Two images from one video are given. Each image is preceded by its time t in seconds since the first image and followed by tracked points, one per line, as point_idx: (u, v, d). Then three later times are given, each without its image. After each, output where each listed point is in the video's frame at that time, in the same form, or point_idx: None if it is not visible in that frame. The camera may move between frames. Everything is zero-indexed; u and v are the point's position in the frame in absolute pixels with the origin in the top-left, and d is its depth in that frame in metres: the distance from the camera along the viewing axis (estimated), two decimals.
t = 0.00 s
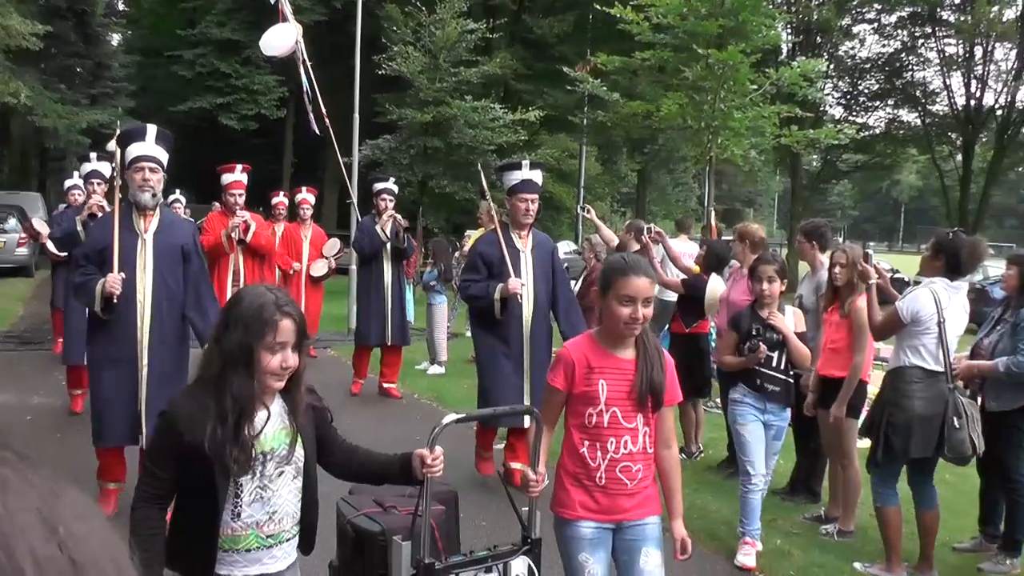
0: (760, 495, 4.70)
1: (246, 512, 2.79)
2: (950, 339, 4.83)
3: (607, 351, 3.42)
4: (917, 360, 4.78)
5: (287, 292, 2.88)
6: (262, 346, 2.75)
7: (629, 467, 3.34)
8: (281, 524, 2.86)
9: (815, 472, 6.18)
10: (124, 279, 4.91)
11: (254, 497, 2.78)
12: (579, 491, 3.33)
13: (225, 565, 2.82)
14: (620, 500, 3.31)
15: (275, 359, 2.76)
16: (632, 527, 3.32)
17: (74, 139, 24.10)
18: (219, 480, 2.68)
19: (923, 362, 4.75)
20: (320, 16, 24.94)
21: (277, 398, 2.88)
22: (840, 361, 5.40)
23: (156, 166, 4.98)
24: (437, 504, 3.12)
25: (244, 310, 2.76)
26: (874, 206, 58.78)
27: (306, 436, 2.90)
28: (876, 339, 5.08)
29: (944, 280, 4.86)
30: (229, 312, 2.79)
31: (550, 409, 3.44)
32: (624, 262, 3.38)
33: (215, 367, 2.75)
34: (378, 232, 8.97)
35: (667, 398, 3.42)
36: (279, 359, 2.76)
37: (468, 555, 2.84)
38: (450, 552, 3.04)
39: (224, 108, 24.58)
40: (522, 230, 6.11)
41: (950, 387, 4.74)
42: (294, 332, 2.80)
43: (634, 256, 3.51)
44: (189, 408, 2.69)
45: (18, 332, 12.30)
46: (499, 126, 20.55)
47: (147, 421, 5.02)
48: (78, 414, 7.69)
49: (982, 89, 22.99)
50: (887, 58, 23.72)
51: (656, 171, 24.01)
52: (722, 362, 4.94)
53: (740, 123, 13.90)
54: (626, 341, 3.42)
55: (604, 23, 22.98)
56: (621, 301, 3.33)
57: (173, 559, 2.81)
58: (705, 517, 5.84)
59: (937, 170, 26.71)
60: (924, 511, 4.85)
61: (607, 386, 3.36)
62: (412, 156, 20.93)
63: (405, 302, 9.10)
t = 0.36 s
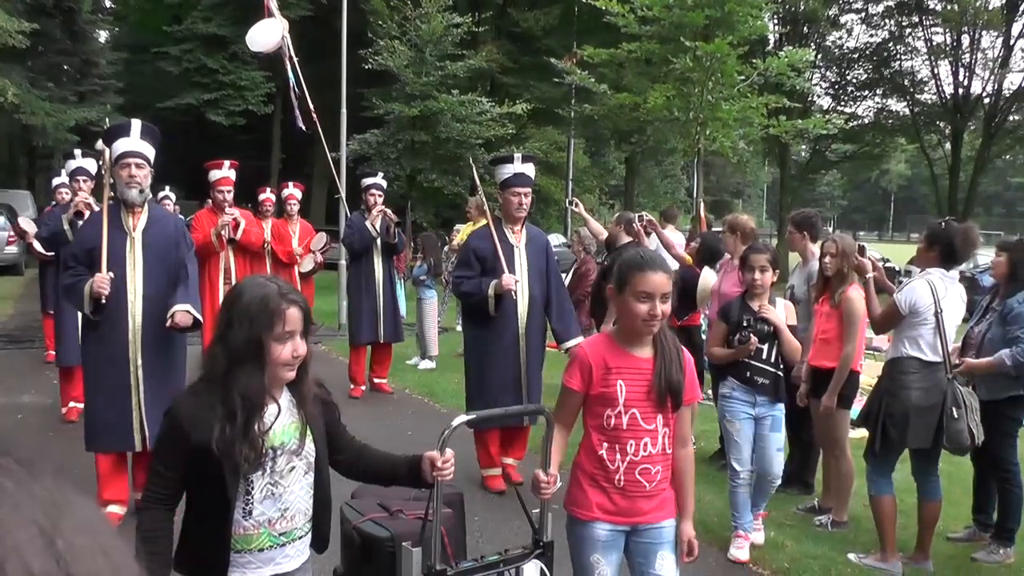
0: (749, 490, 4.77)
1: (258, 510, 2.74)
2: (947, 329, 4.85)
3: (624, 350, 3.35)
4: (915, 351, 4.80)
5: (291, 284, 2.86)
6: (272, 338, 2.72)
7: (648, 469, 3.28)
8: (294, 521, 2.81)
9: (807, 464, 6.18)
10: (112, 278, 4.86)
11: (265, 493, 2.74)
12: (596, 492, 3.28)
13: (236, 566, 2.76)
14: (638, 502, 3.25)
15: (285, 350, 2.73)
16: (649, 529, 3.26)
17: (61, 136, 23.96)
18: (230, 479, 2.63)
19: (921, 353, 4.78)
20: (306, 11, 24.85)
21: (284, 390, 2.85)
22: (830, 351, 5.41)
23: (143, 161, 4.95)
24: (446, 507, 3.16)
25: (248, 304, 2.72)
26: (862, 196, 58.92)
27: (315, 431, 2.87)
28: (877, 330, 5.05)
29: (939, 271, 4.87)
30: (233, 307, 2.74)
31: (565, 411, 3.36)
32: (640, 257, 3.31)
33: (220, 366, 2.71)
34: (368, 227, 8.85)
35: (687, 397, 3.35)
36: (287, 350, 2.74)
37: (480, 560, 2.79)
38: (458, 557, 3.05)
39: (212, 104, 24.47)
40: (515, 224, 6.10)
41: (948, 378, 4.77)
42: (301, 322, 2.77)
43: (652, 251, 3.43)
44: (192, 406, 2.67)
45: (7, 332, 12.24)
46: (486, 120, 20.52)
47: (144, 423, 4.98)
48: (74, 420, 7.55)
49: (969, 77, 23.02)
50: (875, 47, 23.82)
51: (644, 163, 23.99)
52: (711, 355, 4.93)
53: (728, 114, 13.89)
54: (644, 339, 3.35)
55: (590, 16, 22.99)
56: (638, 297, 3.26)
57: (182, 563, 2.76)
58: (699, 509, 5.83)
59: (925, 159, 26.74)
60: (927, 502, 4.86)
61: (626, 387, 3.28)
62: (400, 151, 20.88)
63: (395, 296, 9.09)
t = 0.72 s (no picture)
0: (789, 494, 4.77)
1: (295, 517, 2.69)
2: (973, 326, 4.83)
3: (690, 354, 3.31)
4: (938, 348, 4.77)
5: (323, 282, 2.79)
6: (311, 338, 2.64)
7: (711, 475, 3.25)
8: (331, 528, 2.77)
9: (826, 462, 6.15)
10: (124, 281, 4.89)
11: (302, 500, 2.69)
12: (659, 497, 3.25)
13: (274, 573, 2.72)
14: (703, 508, 3.23)
15: (325, 350, 2.68)
16: (713, 535, 3.25)
17: (81, 138, 24.13)
18: (268, 486, 2.60)
19: (945, 350, 4.75)
20: (323, 12, 24.96)
21: (321, 392, 2.81)
22: (849, 349, 5.38)
23: (153, 160, 5.02)
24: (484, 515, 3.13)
25: (283, 306, 2.63)
26: (881, 192, 58.53)
27: (352, 435, 2.85)
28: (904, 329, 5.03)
29: (964, 268, 4.82)
30: (268, 309, 2.64)
31: (623, 415, 3.30)
32: (706, 255, 3.33)
33: (255, 369, 2.64)
34: (384, 227, 8.90)
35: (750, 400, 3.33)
36: (324, 350, 2.68)
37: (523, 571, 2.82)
38: (496, 566, 3.05)
39: (230, 105, 24.59)
40: (536, 222, 6.11)
41: (973, 375, 4.76)
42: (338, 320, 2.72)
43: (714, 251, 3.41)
44: (227, 410, 2.62)
45: (31, 333, 12.36)
46: (504, 118, 20.54)
47: (159, 428, 4.96)
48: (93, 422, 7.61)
49: (990, 71, 22.85)
50: (893, 42, 23.52)
51: (661, 160, 23.94)
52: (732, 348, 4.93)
53: (747, 111, 13.84)
54: (710, 341, 3.31)
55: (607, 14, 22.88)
56: (706, 292, 3.27)
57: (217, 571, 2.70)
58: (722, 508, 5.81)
59: (944, 154, 26.56)
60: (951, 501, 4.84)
61: (689, 392, 3.25)
62: (418, 150, 20.92)
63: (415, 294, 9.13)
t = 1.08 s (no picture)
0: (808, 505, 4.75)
1: (326, 543, 2.48)
2: (979, 331, 4.80)
3: (712, 360, 3.27)
4: (945, 352, 4.76)
5: (342, 294, 2.59)
6: (335, 352, 2.43)
7: (737, 484, 3.23)
8: (362, 552, 2.55)
9: (832, 469, 6.12)
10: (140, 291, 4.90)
11: (332, 525, 2.49)
12: (686, 508, 3.21)
13: None
14: (727, 517, 3.21)
15: (350, 365, 2.47)
16: (734, 544, 3.24)
17: (88, 146, 24.21)
18: (293, 510, 2.37)
19: (952, 355, 4.73)
20: (329, 19, 25.03)
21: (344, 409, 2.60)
22: (852, 354, 5.35)
23: (173, 169, 5.00)
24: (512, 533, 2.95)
25: (303, 319, 2.41)
26: (887, 196, 58.43)
27: (379, 453, 2.63)
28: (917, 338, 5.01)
29: (970, 272, 4.82)
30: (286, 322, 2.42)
31: (645, 424, 3.23)
32: (726, 259, 3.26)
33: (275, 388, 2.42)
34: (401, 235, 8.92)
35: (771, 409, 3.30)
36: (346, 363, 2.46)
37: None
38: None
39: (236, 112, 24.65)
40: (556, 229, 6.05)
41: (980, 379, 4.73)
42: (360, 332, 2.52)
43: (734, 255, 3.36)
44: (246, 434, 2.40)
45: (38, 340, 12.40)
46: (510, 124, 20.58)
47: (170, 440, 4.94)
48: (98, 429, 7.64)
49: (995, 75, 22.83)
50: (899, 46, 23.63)
51: (667, 165, 23.93)
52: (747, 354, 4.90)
53: (752, 116, 13.85)
54: (732, 349, 3.28)
55: (612, 19, 23.19)
56: (728, 298, 3.21)
57: None
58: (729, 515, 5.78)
59: (951, 157, 26.53)
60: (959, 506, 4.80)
61: (715, 400, 3.21)
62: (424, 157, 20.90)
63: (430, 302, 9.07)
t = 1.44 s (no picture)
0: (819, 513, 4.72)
1: (346, 560, 2.33)
2: (984, 336, 4.79)
3: (714, 368, 3.27)
4: (947, 356, 4.75)
5: (367, 296, 2.46)
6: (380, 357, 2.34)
7: (747, 497, 3.21)
8: (382, 567, 2.41)
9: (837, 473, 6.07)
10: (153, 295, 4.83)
11: (353, 541, 2.33)
12: (693, 525, 3.20)
13: None
14: (737, 533, 3.19)
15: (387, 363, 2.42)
16: (746, 561, 3.20)
17: (94, 151, 24.29)
18: (319, 529, 2.26)
19: (954, 358, 4.73)
20: (334, 24, 25.09)
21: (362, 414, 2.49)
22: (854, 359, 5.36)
23: (190, 173, 4.98)
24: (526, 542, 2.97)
25: (347, 331, 2.27)
26: (893, 199, 58.34)
27: (399, 465, 2.48)
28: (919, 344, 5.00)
29: (975, 276, 4.80)
30: (327, 333, 2.27)
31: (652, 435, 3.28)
32: (726, 265, 3.27)
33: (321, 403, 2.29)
34: (415, 240, 8.91)
35: (779, 418, 3.28)
36: (382, 362, 2.38)
37: None
38: None
39: (241, 117, 24.70)
40: (574, 232, 5.98)
41: (984, 383, 4.73)
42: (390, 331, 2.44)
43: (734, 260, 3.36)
44: (273, 448, 2.26)
45: (44, 345, 12.45)
46: (515, 128, 20.61)
47: (180, 449, 4.90)
48: (108, 437, 7.46)
49: (1001, 78, 22.78)
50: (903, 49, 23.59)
51: (672, 169, 23.94)
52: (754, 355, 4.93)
53: (756, 119, 13.86)
54: (734, 357, 3.28)
55: (616, 23, 23.25)
56: (728, 305, 3.21)
57: None
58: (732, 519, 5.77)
59: (956, 160, 26.49)
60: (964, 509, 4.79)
61: (719, 409, 3.21)
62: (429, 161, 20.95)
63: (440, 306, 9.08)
